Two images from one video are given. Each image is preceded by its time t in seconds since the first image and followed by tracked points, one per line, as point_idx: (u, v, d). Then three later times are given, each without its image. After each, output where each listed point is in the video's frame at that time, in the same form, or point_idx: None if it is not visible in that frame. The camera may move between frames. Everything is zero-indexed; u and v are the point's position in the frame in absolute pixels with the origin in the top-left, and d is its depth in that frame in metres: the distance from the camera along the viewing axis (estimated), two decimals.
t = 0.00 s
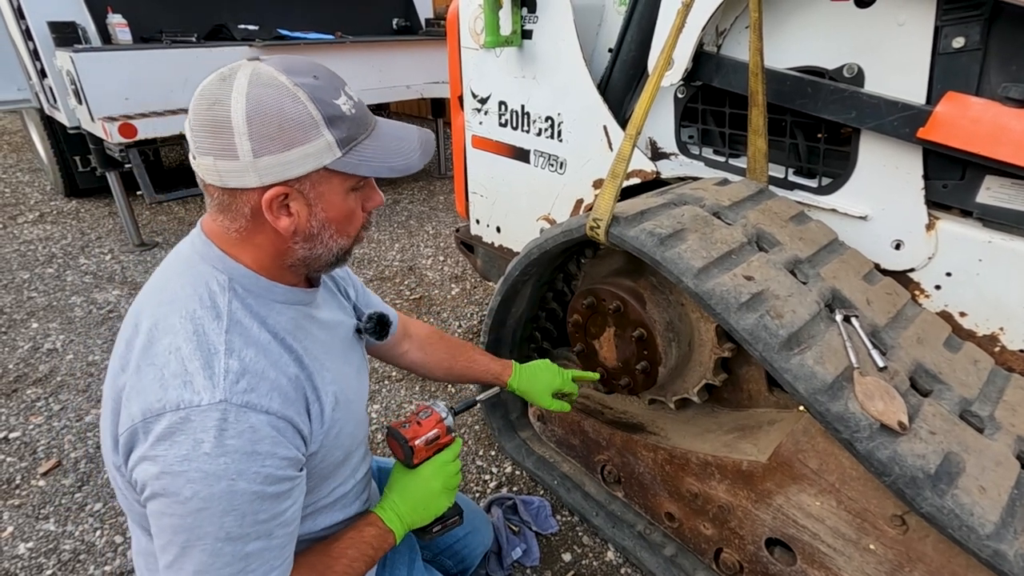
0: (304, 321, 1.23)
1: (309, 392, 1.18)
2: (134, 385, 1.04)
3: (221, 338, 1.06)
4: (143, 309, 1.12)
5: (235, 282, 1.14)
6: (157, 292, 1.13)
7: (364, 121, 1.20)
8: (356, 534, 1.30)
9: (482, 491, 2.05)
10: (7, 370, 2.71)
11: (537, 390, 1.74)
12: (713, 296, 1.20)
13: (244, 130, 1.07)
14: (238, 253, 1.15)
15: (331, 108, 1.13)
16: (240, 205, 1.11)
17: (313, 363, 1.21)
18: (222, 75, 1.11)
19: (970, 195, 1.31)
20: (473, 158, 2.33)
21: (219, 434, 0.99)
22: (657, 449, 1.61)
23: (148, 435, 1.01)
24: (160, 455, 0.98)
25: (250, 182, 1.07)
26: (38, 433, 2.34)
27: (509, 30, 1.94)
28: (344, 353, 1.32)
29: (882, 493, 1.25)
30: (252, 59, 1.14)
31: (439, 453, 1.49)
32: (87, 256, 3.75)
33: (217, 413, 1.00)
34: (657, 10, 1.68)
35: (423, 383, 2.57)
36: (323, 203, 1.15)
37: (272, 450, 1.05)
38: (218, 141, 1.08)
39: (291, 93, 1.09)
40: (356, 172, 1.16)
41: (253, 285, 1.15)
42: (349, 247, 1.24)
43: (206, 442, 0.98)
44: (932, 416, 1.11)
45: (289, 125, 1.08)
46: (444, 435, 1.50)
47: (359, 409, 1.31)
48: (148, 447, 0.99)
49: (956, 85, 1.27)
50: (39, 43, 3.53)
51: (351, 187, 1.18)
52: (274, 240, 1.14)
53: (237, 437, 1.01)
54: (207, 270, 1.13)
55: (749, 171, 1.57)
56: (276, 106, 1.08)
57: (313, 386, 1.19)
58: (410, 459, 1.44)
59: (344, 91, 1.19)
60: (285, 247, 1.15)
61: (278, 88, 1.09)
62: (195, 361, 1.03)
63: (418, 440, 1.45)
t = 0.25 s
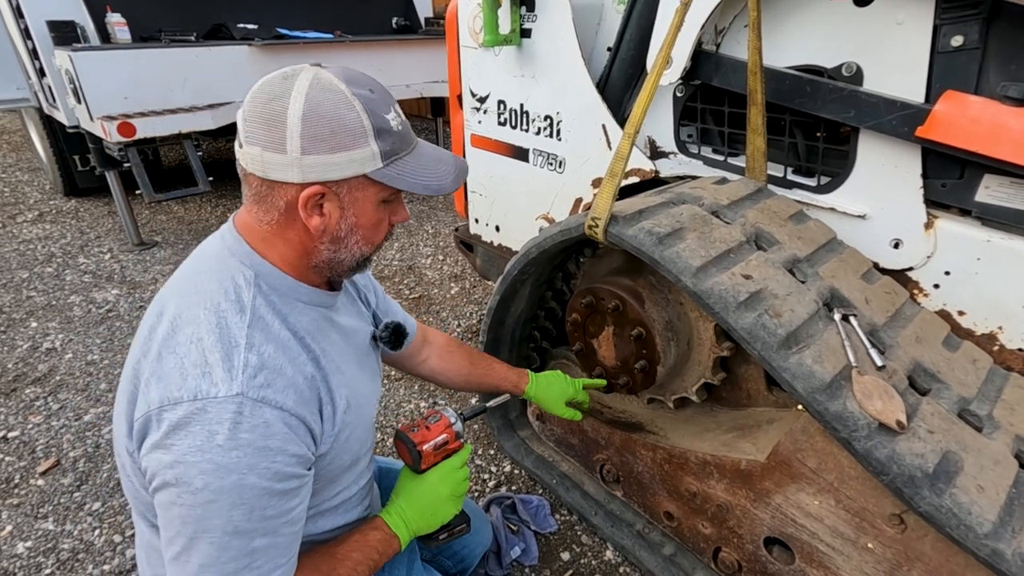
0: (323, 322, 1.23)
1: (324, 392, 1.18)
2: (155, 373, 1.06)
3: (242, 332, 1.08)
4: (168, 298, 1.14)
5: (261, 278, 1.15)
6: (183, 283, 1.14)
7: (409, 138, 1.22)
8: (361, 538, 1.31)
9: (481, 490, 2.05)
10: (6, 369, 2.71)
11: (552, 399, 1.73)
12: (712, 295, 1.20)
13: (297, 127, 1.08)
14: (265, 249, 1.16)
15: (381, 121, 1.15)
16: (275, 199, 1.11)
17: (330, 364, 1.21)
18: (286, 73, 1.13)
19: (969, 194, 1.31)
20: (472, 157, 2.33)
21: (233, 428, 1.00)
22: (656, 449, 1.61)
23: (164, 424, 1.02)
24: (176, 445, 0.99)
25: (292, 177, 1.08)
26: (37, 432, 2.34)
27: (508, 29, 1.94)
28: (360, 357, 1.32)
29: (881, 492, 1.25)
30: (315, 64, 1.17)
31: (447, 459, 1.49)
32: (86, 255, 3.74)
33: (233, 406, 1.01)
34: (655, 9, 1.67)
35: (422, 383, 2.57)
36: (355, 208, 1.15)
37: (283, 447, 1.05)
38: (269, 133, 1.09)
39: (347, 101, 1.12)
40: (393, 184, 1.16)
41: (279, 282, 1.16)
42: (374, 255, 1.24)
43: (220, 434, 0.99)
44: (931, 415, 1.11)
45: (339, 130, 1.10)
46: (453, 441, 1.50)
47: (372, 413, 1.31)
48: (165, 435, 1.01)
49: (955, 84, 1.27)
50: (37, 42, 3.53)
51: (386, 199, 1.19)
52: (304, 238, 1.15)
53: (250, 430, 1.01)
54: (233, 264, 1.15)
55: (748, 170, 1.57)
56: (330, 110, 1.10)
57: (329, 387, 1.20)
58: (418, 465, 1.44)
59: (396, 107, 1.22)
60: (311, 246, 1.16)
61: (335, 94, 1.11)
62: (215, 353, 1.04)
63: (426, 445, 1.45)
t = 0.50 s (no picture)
0: (359, 325, 1.25)
1: (361, 394, 1.20)
2: (205, 364, 1.06)
3: (292, 329, 1.10)
4: (214, 292, 1.15)
5: (308, 280, 1.16)
6: (229, 279, 1.15)
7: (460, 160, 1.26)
8: (381, 540, 1.33)
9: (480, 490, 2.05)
10: (6, 368, 2.71)
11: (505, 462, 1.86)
12: (710, 294, 1.20)
13: (364, 143, 1.12)
14: (313, 253, 1.18)
15: (439, 142, 1.19)
16: (332, 207, 1.14)
17: (365, 366, 1.23)
18: (354, 91, 1.16)
19: (967, 192, 1.31)
20: (471, 156, 2.33)
21: (284, 421, 1.01)
22: (655, 448, 1.61)
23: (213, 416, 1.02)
24: (226, 436, 1.00)
25: (354, 189, 1.11)
26: (37, 431, 2.34)
27: (506, 28, 1.94)
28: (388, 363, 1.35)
29: (879, 491, 1.24)
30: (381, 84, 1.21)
31: (467, 469, 1.48)
32: (85, 254, 3.74)
33: (286, 400, 1.02)
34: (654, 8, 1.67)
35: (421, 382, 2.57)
36: (406, 221, 1.18)
37: (329, 442, 1.06)
38: (336, 146, 1.12)
39: (411, 123, 1.16)
40: (444, 203, 1.20)
41: (324, 284, 1.18)
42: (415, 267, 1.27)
43: (272, 427, 1.00)
44: (929, 414, 1.11)
45: (403, 149, 1.14)
46: (475, 453, 1.49)
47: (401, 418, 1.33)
48: (216, 425, 1.01)
49: (954, 83, 1.27)
50: (36, 41, 3.53)
51: (432, 215, 1.23)
52: (353, 246, 1.17)
53: (300, 425, 1.03)
54: (282, 263, 1.16)
55: (747, 169, 1.57)
56: (395, 129, 1.14)
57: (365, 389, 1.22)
58: (439, 474, 1.44)
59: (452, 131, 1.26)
60: (358, 254, 1.18)
61: (401, 115, 1.15)
62: (267, 347, 1.06)
63: (451, 454, 1.44)
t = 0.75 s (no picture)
0: (401, 315, 1.28)
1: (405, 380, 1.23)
2: (264, 337, 1.07)
3: (350, 307, 1.12)
4: (267, 271, 1.16)
5: (359, 265, 1.18)
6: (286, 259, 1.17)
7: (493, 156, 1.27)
8: (403, 529, 1.35)
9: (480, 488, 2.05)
10: (5, 367, 2.71)
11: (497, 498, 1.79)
12: (710, 291, 1.20)
13: (397, 142, 1.14)
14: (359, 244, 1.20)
15: (470, 138, 1.21)
16: (374, 205, 1.16)
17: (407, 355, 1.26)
18: (388, 100, 1.21)
19: (968, 190, 1.31)
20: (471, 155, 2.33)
21: (346, 392, 1.03)
22: (655, 446, 1.60)
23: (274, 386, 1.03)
24: (289, 404, 1.01)
25: (392, 187, 1.13)
26: (36, 430, 2.34)
27: (506, 26, 1.94)
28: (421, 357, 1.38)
29: (879, 489, 1.24)
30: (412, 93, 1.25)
31: (479, 464, 1.52)
32: (84, 253, 3.74)
33: (348, 372, 1.05)
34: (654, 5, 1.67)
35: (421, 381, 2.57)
36: (445, 216, 1.20)
37: (382, 419, 1.09)
38: (373, 150, 1.16)
39: (442, 121, 1.18)
40: (480, 195, 1.20)
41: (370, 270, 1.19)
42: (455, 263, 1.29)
43: (335, 397, 1.02)
44: (929, 411, 1.11)
45: (434, 145, 1.16)
46: (487, 449, 1.54)
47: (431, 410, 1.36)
48: (278, 393, 1.02)
49: (954, 80, 1.27)
50: (36, 40, 3.53)
51: (471, 209, 1.24)
52: (397, 241, 1.20)
53: (360, 398, 1.05)
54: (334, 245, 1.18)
55: (747, 167, 1.57)
56: (427, 128, 1.16)
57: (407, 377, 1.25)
58: (455, 468, 1.47)
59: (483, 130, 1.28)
60: (402, 250, 1.21)
61: (432, 115, 1.18)
62: (329, 321, 1.08)
63: (468, 449, 1.49)
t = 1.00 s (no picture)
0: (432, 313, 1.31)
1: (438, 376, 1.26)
2: (311, 321, 1.09)
3: (393, 297, 1.14)
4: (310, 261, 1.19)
5: (397, 259, 1.20)
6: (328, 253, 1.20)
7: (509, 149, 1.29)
8: (415, 520, 1.41)
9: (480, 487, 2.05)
10: (5, 366, 2.71)
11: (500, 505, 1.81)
12: (711, 290, 1.20)
13: (416, 143, 1.17)
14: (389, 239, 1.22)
15: (486, 133, 1.23)
16: (401, 204, 1.19)
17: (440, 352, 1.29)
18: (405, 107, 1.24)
19: (967, 188, 1.31)
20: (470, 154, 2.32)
21: (394, 375, 1.06)
22: (655, 445, 1.61)
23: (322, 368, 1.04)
24: (339, 384, 1.03)
25: (416, 185, 1.16)
26: (36, 429, 2.34)
27: (506, 24, 1.94)
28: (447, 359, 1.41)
29: (879, 487, 1.24)
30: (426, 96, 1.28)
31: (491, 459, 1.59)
32: (84, 252, 3.74)
33: (396, 356, 1.07)
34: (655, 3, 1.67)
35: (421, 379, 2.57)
36: (471, 209, 1.21)
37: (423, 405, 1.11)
38: (393, 152, 1.19)
39: (456, 118, 1.21)
40: (501, 185, 1.21)
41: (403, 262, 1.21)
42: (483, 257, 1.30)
43: (384, 379, 1.04)
44: (929, 410, 1.11)
45: (452, 141, 1.18)
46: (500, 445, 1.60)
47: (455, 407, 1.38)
48: (327, 374, 1.03)
49: (954, 78, 1.27)
50: (35, 38, 3.53)
51: (496, 202, 1.26)
52: (426, 237, 1.22)
53: (406, 382, 1.07)
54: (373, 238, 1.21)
55: (747, 165, 1.57)
56: (442, 126, 1.19)
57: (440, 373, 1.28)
58: (471, 462, 1.53)
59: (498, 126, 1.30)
60: (432, 246, 1.23)
61: (446, 113, 1.20)
62: (376, 308, 1.11)
63: (484, 444, 1.54)
